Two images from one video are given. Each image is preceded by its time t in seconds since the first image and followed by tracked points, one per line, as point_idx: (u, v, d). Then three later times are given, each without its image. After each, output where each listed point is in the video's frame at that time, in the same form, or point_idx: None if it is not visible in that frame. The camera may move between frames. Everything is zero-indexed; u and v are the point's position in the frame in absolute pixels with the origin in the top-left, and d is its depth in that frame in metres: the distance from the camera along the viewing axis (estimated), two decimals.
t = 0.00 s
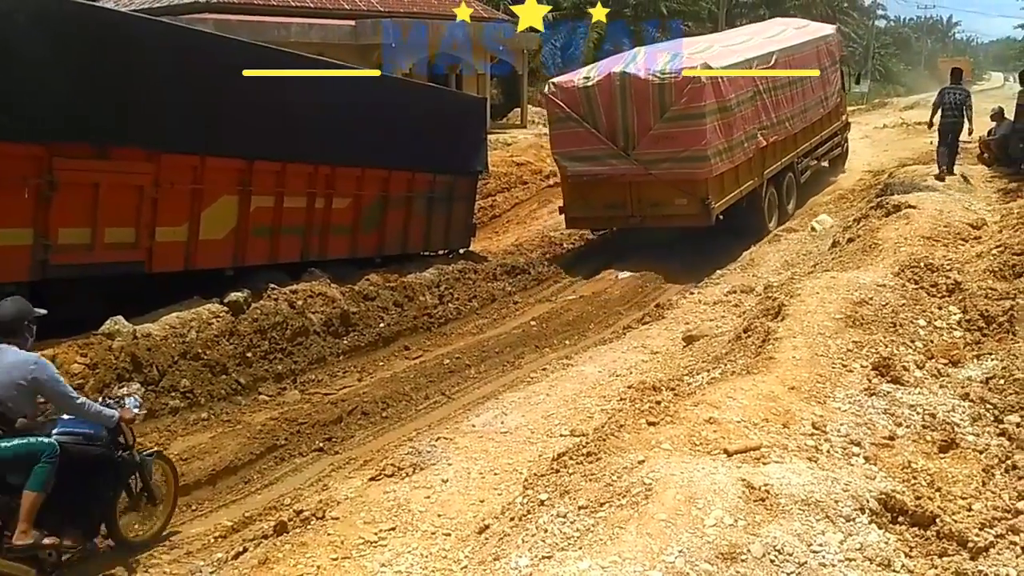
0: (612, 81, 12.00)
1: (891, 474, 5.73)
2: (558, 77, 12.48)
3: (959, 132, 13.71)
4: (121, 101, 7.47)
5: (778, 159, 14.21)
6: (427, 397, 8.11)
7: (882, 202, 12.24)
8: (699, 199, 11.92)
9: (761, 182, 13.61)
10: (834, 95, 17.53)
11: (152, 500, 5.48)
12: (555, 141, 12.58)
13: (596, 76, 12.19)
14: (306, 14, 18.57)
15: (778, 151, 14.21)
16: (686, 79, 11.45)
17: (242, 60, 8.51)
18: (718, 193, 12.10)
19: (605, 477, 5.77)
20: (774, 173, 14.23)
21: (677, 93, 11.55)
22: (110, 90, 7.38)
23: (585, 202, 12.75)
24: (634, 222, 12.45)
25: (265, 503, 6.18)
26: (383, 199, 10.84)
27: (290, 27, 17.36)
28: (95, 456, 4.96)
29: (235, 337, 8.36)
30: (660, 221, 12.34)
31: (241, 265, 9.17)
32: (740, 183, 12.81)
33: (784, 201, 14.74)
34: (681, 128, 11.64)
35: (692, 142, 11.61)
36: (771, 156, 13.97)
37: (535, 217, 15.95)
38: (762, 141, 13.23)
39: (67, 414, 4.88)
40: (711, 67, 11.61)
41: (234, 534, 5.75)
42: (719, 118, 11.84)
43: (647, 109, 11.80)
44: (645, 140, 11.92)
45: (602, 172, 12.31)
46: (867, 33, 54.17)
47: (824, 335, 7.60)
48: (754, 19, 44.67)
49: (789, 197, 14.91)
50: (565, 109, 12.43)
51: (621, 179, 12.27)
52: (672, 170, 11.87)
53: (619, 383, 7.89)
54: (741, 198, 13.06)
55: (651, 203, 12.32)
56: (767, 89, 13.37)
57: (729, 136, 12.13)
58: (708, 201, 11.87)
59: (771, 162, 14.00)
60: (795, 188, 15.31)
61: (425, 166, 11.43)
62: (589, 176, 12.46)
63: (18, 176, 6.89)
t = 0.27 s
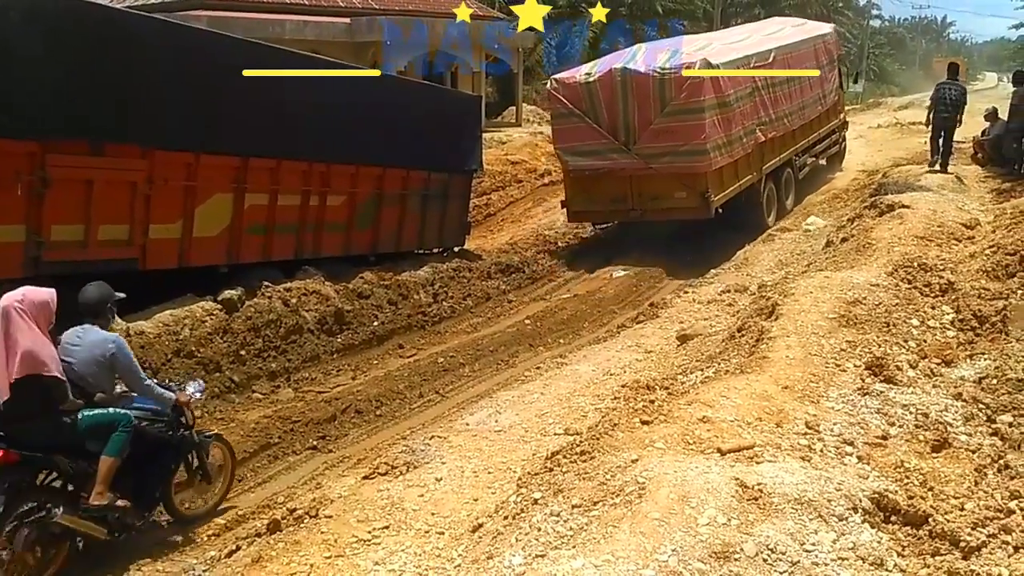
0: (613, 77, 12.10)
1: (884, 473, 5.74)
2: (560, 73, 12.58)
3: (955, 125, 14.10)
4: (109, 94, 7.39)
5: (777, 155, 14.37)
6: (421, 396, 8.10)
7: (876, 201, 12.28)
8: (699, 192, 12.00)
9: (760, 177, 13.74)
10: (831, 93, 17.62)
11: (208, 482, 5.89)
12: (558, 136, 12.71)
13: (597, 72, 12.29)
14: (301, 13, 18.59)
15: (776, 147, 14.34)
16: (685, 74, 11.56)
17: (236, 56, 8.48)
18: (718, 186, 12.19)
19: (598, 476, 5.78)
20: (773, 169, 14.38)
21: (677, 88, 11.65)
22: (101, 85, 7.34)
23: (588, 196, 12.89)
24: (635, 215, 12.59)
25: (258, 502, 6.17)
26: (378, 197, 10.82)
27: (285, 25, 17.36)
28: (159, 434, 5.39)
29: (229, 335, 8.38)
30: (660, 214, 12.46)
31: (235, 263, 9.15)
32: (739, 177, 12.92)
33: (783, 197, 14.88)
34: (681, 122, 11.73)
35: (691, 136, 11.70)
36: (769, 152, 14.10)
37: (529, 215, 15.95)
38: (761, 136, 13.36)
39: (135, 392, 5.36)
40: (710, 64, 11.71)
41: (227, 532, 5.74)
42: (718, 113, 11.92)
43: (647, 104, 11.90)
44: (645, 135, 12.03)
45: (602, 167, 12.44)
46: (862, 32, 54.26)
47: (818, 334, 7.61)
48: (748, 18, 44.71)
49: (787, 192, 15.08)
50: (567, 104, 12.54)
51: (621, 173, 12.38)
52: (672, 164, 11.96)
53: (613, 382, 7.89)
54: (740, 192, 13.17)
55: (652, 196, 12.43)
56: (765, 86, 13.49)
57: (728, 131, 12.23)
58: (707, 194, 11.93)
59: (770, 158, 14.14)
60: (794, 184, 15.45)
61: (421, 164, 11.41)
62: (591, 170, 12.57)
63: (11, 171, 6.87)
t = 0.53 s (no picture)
0: (617, 74, 12.29)
1: (884, 473, 5.74)
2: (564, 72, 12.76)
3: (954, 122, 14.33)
4: (110, 94, 7.41)
5: (779, 150, 14.57)
6: (422, 396, 8.10)
7: (876, 201, 12.28)
8: (703, 186, 12.14)
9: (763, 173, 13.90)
10: (834, 91, 17.70)
11: (272, 460, 6.25)
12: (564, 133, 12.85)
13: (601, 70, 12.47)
14: (301, 13, 18.62)
15: (779, 143, 14.51)
16: (688, 70, 11.78)
17: (236, 56, 8.48)
18: (722, 180, 12.35)
19: (599, 476, 5.78)
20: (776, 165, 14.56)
21: (681, 85, 11.88)
22: (102, 85, 7.36)
23: (593, 192, 12.97)
24: (640, 210, 12.68)
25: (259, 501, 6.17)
26: (377, 196, 10.81)
27: (285, 25, 17.39)
28: (226, 413, 5.71)
29: (229, 335, 8.44)
30: (665, 209, 12.57)
31: (235, 263, 9.15)
32: (743, 172, 13.09)
33: (786, 193, 15.04)
34: (685, 117, 11.96)
35: (695, 131, 11.94)
36: (772, 148, 14.25)
37: (529, 215, 15.95)
38: (763, 132, 13.52)
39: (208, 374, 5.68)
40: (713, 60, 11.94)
41: (228, 532, 5.74)
42: (720, 108, 12.14)
43: (651, 100, 12.12)
44: (650, 131, 12.23)
45: (608, 162, 12.57)
46: (862, 32, 54.25)
47: (818, 334, 7.61)
48: (749, 18, 44.71)
49: (791, 188, 15.23)
50: (571, 102, 12.71)
51: (626, 168, 12.52)
52: (675, 159, 12.17)
53: (614, 382, 7.90)
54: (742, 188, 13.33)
55: (657, 191, 12.55)
56: (767, 83, 13.65)
57: (730, 126, 12.41)
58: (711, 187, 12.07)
59: (773, 154, 14.33)
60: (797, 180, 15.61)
61: (421, 164, 11.40)
62: (596, 165, 12.70)
63: (11, 171, 6.89)
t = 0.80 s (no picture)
0: (620, 70, 12.38)
1: (881, 470, 5.75)
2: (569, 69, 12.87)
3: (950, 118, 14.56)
4: (108, 93, 7.41)
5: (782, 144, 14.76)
6: (419, 394, 8.11)
7: (874, 199, 12.29)
8: (706, 180, 12.27)
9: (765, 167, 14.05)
10: (834, 88, 17.81)
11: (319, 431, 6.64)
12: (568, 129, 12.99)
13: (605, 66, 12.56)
14: (298, 11, 18.61)
15: (781, 138, 14.66)
16: (690, 65, 11.85)
17: (232, 54, 8.47)
18: (724, 173, 12.45)
19: (596, 474, 5.78)
20: (779, 160, 14.71)
21: (683, 80, 11.96)
22: (100, 83, 7.35)
23: (599, 186, 13.15)
24: (645, 204, 12.87)
25: (256, 500, 6.17)
26: (375, 195, 10.81)
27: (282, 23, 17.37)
28: (282, 391, 6.04)
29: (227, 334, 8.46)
30: (669, 203, 12.75)
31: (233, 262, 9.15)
32: (745, 166, 13.23)
33: (788, 187, 15.19)
34: (687, 112, 12.04)
35: (697, 125, 12.02)
36: (774, 143, 14.40)
37: (527, 213, 15.96)
38: (765, 127, 13.68)
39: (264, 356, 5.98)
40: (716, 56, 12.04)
41: (225, 531, 5.73)
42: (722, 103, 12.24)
43: (654, 96, 12.21)
44: (653, 126, 12.33)
45: (612, 158, 12.73)
46: (860, 30, 54.24)
47: (816, 331, 7.61)
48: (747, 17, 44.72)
49: (794, 183, 15.36)
50: (575, 99, 12.81)
51: (630, 163, 12.68)
52: (678, 154, 12.27)
53: (611, 380, 7.91)
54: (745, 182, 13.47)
55: (662, 185, 12.71)
56: (768, 80, 13.81)
57: (732, 121, 12.56)
58: (714, 181, 12.19)
59: (775, 149, 14.48)
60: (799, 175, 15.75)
61: (418, 163, 11.39)
62: (601, 160, 12.87)
63: (9, 170, 6.88)
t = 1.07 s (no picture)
0: (625, 65, 12.81)
1: (878, 466, 5.76)
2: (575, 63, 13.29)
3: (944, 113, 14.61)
4: (105, 90, 7.41)
5: (783, 138, 15.09)
6: (417, 391, 8.11)
7: (871, 195, 12.31)
8: (709, 171, 12.69)
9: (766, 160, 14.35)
10: (834, 83, 17.98)
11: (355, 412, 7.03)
12: (574, 121, 13.41)
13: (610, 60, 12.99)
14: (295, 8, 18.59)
15: (781, 131, 14.95)
16: (694, 58, 12.28)
17: (230, 50, 8.47)
18: (726, 164, 12.87)
19: (594, 470, 5.79)
20: (779, 153, 15.01)
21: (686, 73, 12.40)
22: (98, 80, 7.35)
23: (604, 178, 13.54)
24: (649, 195, 13.25)
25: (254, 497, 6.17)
26: (372, 192, 10.80)
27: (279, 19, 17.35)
28: (329, 372, 6.43)
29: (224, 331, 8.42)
30: (672, 192, 13.12)
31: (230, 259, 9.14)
32: (747, 158, 13.56)
33: (789, 179, 15.46)
34: (689, 105, 12.50)
35: (699, 118, 12.46)
36: (775, 136, 14.68)
37: (524, 210, 15.96)
38: (765, 121, 14.00)
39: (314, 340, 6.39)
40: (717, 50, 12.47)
41: (223, 528, 5.72)
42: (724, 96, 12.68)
43: (658, 89, 12.63)
44: (656, 118, 12.75)
45: (616, 149, 13.12)
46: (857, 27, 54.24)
47: (813, 328, 7.62)
48: (744, 15, 44.74)
49: (795, 176, 15.64)
50: (581, 92, 13.23)
51: (634, 155, 13.07)
52: (682, 146, 12.69)
53: (609, 376, 7.92)
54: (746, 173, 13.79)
55: (665, 176, 13.09)
56: (768, 74, 14.12)
57: (733, 114, 12.93)
58: (717, 171, 12.62)
59: (776, 142, 14.77)
60: (799, 167, 16.01)
61: (415, 160, 11.38)
62: (605, 152, 13.25)
63: (7, 167, 6.87)
